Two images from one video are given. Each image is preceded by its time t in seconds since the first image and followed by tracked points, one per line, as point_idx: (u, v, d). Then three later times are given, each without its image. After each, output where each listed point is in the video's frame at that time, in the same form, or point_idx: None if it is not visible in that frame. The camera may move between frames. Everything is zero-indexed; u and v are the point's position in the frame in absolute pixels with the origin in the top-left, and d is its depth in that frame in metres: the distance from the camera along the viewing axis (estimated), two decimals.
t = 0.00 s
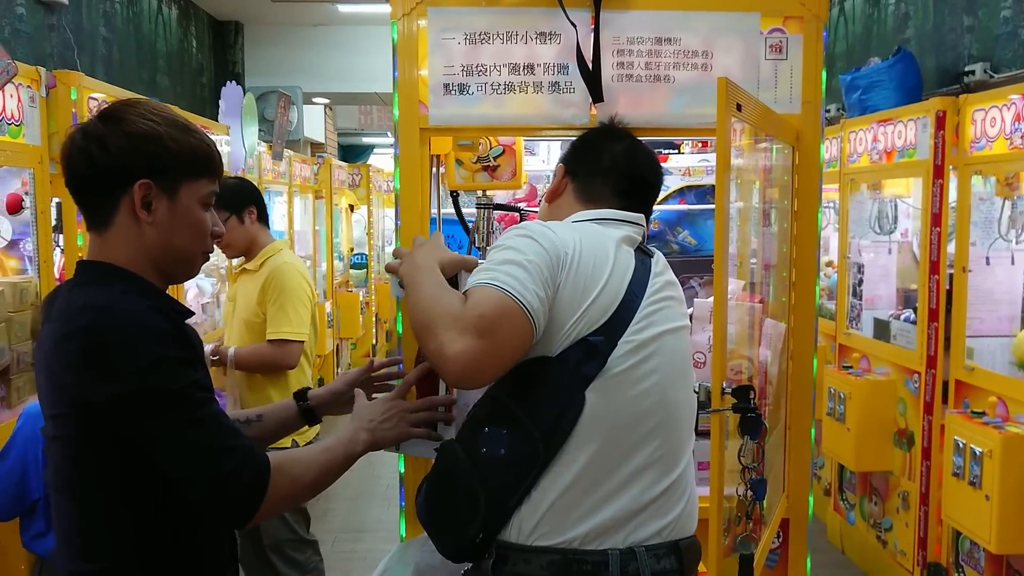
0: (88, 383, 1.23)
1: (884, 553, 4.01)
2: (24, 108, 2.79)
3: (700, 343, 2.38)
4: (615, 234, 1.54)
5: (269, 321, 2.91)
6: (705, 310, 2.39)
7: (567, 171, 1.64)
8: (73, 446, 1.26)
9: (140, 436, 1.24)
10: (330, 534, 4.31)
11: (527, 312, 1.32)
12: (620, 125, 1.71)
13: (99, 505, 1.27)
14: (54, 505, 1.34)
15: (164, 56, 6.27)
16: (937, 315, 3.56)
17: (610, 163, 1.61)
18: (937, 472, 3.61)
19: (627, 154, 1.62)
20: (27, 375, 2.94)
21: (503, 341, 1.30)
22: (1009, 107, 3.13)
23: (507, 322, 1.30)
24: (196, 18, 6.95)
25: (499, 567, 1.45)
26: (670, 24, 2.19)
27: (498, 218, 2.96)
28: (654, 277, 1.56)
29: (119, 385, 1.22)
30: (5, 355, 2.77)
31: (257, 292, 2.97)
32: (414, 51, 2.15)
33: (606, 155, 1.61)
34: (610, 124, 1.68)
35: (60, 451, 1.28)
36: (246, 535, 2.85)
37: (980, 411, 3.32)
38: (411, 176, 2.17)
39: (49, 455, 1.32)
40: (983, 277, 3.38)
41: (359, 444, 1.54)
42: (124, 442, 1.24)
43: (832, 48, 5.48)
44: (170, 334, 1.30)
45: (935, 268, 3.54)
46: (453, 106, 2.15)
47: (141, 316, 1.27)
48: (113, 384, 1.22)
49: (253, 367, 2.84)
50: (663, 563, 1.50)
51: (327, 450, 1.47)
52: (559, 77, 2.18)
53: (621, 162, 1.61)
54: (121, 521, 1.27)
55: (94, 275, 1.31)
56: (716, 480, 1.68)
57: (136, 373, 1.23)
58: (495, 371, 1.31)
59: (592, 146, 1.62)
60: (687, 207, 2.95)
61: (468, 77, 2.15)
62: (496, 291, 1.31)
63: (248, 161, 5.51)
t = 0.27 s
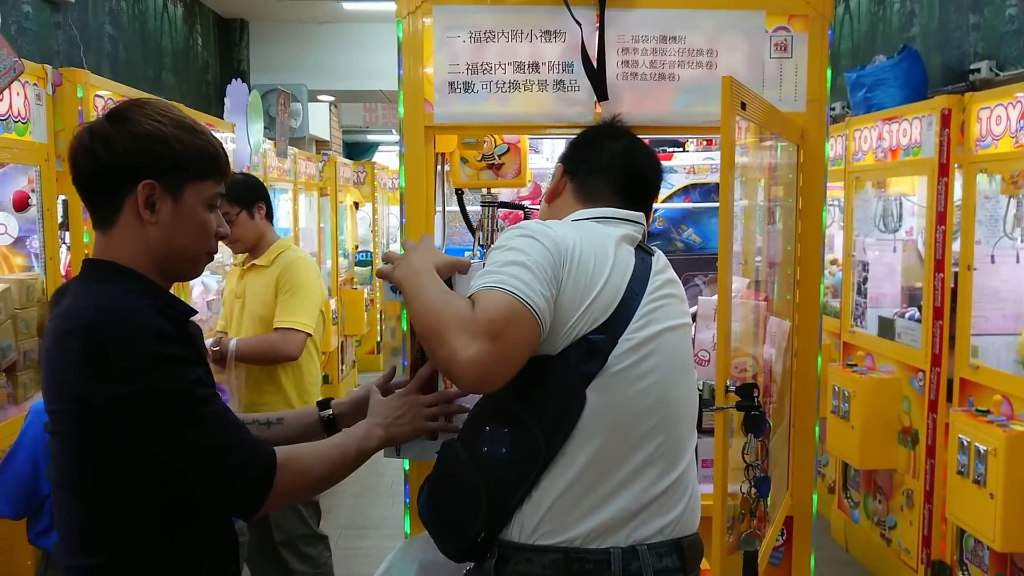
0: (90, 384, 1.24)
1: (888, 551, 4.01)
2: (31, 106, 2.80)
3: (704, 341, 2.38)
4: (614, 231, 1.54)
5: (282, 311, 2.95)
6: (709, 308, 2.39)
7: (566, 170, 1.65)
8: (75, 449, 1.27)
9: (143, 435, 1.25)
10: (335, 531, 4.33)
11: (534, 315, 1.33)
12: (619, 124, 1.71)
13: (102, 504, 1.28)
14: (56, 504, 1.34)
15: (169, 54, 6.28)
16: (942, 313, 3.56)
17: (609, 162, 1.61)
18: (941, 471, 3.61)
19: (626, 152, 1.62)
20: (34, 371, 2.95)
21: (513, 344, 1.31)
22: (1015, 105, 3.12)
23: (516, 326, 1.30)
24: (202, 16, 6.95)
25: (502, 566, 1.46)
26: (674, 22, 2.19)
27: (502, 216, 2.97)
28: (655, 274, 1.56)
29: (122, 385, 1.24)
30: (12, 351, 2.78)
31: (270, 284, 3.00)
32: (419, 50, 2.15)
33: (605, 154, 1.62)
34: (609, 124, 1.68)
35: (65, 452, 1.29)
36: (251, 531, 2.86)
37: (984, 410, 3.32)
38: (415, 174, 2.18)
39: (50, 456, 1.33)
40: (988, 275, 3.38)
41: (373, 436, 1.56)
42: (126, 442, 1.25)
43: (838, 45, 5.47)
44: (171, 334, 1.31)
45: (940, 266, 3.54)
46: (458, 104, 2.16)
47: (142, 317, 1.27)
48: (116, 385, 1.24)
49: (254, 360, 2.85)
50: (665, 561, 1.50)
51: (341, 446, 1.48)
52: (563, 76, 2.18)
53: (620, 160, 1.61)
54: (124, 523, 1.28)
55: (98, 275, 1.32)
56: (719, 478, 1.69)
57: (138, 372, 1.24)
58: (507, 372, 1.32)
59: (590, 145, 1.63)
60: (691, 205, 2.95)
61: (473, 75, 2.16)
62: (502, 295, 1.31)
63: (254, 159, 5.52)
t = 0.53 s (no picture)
0: (87, 378, 1.25)
1: (895, 550, 4.00)
2: (39, 103, 2.81)
3: (711, 339, 2.38)
4: (615, 228, 1.54)
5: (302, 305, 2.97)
6: (717, 305, 2.38)
7: (565, 168, 1.64)
8: (74, 444, 1.26)
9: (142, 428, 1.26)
10: (341, 527, 4.33)
11: (538, 317, 1.33)
12: (618, 120, 1.70)
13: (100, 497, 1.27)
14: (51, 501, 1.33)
15: (177, 51, 6.29)
16: (951, 312, 3.53)
17: (608, 158, 1.60)
18: (949, 470, 3.60)
19: (624, 148, 1.61)
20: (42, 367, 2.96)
21: (517, 346, 1.31)
22: None
23: (520, 328, 1.31)
24: (210, 13, 6.97)
25: (507, 565, 1.46)
26: (683, 18, 2.18)
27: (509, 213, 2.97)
28: (658, 272, 1.56)
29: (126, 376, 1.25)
30: (20, 347, 2.79)
31: (285, 279, 3.01)
32: (426, 47, 2.15)
33: (604, 150, 1.60)
34: (608, 120, 1.67)
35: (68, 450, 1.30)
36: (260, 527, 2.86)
37: (993, 409, 3.30)
38: (422, 172, 2.17)
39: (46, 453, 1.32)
40: (998, 274, 3.36)
41: (363, 438, 1.56)
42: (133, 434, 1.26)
43: (847, 43, 5.45)
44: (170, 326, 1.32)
45: (950, 265, 3.52)
46: (466, 101, 2.16)
47: (140, 311, 1.29)
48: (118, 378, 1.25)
49: (280, 355, 2.85)
50: (671, 560, 1.50)
51: (329, 449, 1.49)
52: (571, 73, 2.18)
53: (618, 157, 1.60)
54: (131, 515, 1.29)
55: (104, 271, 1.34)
56: (726, 476, 1.68)
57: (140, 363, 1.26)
58: (510, 374, 1.32)
59: (588, 142, 1.62)
60: (699, 202, 2.94)
61: (480, 71, 2.16)
62: (505, 297, 1.31)
63: (261, 156, 5.53)
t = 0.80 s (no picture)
0: (75, 368, 1.17)
1: (904, 548, 3.98)
2: (48, 98, 2.81)
3: (720, 335, 2.36)
4: (618, 223, 1.53)
5: (322, 303, 2.98)
6: (726, 301, 2.37)
7: (565, 164, 1.63)
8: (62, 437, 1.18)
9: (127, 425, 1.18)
10: (348, 523, 4.34)
11: (543, 317, 1.32)
12: (617, 111, 1.67)
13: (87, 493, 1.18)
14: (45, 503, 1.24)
15: (185, 47, 6.30)
16: (961, 309, 3.51)
17: (606, 151, 1.58)
18: (959, 467, 3.57)
19: (622, 139, 1.58)
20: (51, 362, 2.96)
21: (522, 346, 1.30)
22: None
23: (523, 328, 1.29)
24: (217, 9, 6.97)
25: (516, 566, 1.46)
26: (692, 12, 2.16)
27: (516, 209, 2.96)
28: (664, 268, 1.55)
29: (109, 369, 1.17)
30: (29, 343, 2.80)
31: (300, 276, 3.01)
32: (433, 42, 2.15)
33: (602, 142, 1.58)
34: (604, 112, 1.65)
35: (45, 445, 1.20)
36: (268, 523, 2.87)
37: (1004, 406, 3.28)
38: (430, 168, 2.17)
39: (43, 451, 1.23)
40: (1008, 270, 3.34)
41: (328, 448, 1.43)
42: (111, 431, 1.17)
43: (856, 38, 5.42)
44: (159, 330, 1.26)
45: (959, 261, 3.50)
46: (474, 96, 2.15)
47: (129, 307, 1.22)
48: (100, 370, 1.17)
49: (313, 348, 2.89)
50: (680, 559, 1.49)
51: (292, 461, 1.36)
52: (579, 67, 2.16)
53: (617, 149, 1.58)
54: (107, 526, 1.18)
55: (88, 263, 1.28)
56: (737, 473, 1.67)
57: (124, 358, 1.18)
58: (514, 375, 1.31)
59: (585, 136, 1.60)
60: (708, 198, 2.93)
61: (488, 66, 2.14)
62: (508, 297, 1.30)
63: (269, 152, 5.53)
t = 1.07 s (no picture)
0: (64, 355, 1.07)
1: (912, 544, 3.97)
2: (56, 90, 2.80)
3: (732, 329, 2.35)
4: (627, 215, 1.51)
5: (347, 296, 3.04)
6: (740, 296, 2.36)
7: (565, 159, 1.60)
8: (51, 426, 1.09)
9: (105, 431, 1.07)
10: (356, 516, 4.34)
11: (548, 322, 1.31)
12: (613, 100, 1.64)
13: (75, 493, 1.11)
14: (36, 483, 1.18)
15: (192, 41, 6.29)
16: (972, 304, 3.50)
17: (604, 141, 1.54)
18: (969, 463, 3.56)
19: (620, 126, 1.54)
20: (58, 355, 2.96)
21: (525, 352, 1.29)
22: None
23: (526, 334, 1.29)
24: (224, 3, 6.96)
25: (525, 567, 1.45)
26: (705, 4, 2.14)
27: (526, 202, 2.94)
28: (675, 261, 1.53)
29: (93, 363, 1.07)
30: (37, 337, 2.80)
31: (324, 269, 3.06)
32: (443, 36, 2.13)
33: (598, 133, 1.55)
34: (599, 102, 1.61)
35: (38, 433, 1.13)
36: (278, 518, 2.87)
37: (1015, 402, 3.26)
38: (440, 161, 2.16)
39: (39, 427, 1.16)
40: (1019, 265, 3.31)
41: (315, 463, 1.26)
42: (89, 428, 1.06)
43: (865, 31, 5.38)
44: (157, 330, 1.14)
45: (971, 256, 3.47)
46: (484, 88, 2.13)
47: (122, 302, 1.11)
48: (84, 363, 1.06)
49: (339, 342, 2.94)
50: (692, 559, 1.48)
51: (274, 476, 1.20)
52: (591, 58, 2.15)
53: (615, 138, 1.54)
54: (92, 529, 1.12)
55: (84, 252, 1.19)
56: (752, 468, 1.66)
57: (113, 353, 1.08)
58: (519, 381, 1.30)
59: (582, 128, 1.57)
60: (719, 192, 2.91)
61: (499, 58, 2.13)
62: (511, 303, 1.29)
63: (276, 146, 5.52)
